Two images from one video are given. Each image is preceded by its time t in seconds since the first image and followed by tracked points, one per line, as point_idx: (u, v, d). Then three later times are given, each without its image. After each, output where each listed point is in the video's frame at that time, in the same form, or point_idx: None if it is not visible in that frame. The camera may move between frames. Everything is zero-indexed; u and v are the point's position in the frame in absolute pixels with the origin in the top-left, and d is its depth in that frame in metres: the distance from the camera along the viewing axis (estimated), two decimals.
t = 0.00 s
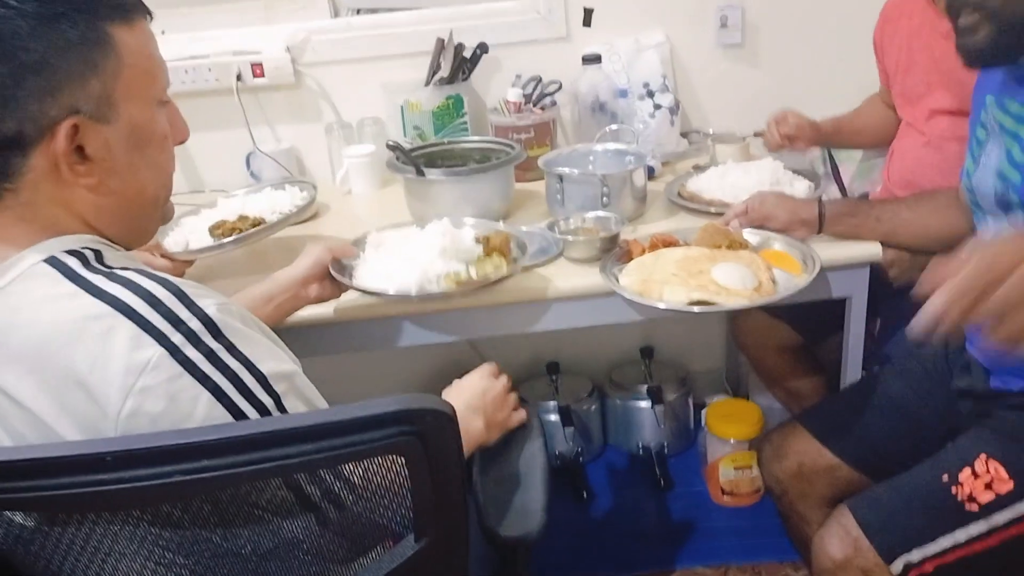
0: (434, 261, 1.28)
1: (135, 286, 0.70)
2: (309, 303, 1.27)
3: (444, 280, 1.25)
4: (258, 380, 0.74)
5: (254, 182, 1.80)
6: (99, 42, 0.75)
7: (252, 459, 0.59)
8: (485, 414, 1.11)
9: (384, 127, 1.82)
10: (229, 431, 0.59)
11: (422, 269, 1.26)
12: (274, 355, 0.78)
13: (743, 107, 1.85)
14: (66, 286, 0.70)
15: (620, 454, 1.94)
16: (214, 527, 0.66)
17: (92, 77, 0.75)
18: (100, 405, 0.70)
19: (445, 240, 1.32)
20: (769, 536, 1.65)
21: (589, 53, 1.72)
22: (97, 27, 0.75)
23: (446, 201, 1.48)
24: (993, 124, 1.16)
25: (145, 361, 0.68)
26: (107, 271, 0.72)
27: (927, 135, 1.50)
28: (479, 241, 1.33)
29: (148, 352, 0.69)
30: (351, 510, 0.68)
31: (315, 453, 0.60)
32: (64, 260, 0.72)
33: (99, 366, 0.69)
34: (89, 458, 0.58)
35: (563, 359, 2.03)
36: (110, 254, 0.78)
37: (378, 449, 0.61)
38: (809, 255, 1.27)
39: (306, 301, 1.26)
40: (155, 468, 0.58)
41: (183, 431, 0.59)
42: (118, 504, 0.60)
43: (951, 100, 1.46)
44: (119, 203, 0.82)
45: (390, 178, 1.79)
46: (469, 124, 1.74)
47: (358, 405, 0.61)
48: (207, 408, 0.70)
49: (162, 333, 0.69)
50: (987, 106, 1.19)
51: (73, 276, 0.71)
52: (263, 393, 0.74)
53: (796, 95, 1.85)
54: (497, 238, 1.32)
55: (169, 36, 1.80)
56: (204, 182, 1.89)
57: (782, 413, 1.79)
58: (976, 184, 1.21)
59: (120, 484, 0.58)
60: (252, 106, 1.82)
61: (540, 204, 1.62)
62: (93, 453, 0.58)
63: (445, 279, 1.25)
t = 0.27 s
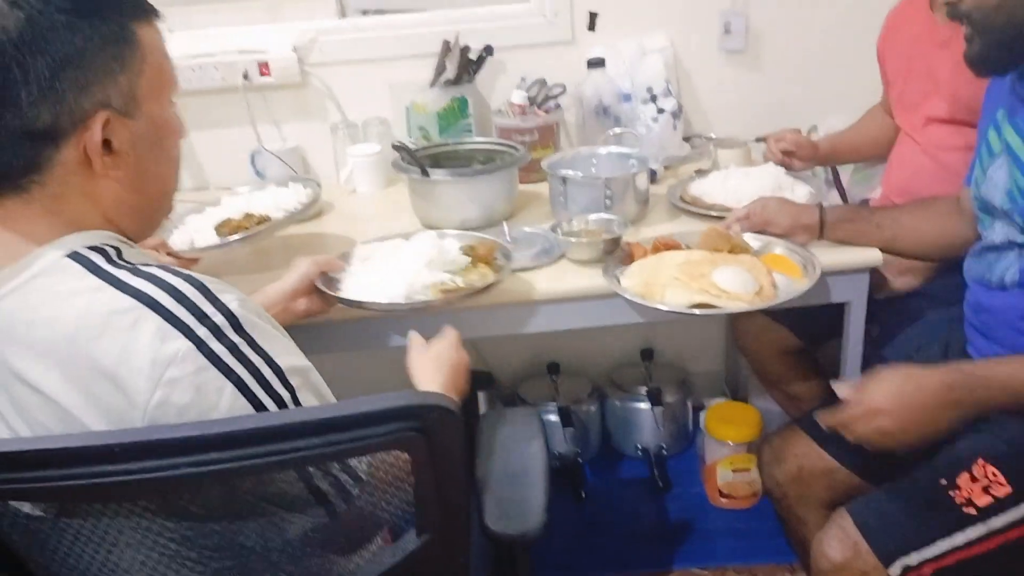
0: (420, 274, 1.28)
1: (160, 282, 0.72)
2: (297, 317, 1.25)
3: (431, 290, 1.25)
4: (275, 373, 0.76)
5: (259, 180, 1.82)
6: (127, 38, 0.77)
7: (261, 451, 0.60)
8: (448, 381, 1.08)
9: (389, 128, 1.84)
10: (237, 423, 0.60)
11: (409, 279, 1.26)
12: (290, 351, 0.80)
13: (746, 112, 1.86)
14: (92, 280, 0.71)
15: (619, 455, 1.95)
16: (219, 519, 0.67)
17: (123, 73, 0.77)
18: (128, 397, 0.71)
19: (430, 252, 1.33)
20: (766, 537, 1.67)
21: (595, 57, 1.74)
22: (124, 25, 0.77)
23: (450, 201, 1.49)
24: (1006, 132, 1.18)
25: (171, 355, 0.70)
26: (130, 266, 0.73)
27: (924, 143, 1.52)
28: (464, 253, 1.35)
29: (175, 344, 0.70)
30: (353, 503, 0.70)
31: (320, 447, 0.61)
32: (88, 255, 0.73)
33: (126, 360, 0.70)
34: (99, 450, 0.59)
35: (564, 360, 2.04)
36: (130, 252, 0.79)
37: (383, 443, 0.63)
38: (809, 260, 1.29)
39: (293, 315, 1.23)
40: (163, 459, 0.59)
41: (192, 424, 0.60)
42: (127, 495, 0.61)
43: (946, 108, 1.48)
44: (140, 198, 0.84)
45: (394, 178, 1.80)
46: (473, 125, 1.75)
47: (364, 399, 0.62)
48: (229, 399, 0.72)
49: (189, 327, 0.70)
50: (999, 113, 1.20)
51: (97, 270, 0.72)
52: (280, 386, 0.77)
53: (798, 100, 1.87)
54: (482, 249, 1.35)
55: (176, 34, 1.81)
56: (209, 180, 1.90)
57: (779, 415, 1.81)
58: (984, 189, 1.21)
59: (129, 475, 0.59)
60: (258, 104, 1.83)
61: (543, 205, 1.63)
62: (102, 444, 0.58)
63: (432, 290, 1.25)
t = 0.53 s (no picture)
0: (373, 260, 1.26)
1: (126, 269, 0.70)
2: (244, 304, 1.24)
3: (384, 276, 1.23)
4: (246, 353, 0.77)
5: (242, 170, 1.80)
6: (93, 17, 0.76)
7: (226, 437, 0.59)
8: (388, 329, 1.12)
9: (375, 118, 1.81)
10: (201, 409, 0.59)
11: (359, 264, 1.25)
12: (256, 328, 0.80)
13: (733, 109, 1.86)
14: (55, 269, 0.69)
15: (601, 451, 1.95)
16: (181, 508, 0.66)
17: (90, 49, 0.75)
18: (99, 386, 0.69)
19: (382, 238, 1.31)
20: (747, 534, 1.66)
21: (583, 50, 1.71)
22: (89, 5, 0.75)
23: (435, 193, 1.48)
24: (995, 127, 1.18)
25: (143, 342, 0.69)
26: (93, 254, 0.71)
27: (909, 140, 1.52)
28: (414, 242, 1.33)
29: (145, 331, 0.69)
30: (320, 493, 0.69)
31: (286, 433, 0.60)
32: (49, 245, 0.71)
33: (95, 348, 0.68)
34: (58, 435, 0.57)
35: (548, 356, 2.03)
36: (91, 240, 0.76)
37: (351, 430, 0.62)
38: (791, 255, 1.28)
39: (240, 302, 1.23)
40: (124, 445, 0.58)
41: (155, 409, 0.59)
42: (88, 481, 0.59)
43: (928, 105, 1.48)
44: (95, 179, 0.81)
45: (379, 170, 1.78)
46: (459, 117, 1.74)
47: (332, 385, 0.61)
48: (206, 380, 0.73)
49: (158, 312, 0.70)
50: (991, 107, 1.21)
51: (59, 259, 0.69)
52: (249, 363, 0.77)
53: (786, 98, 1.86)
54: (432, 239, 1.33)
55: (160, 21, 1.79)
56: (191, 169, 1.88)
57: (762, 411, 1.82)
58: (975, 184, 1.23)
59: (90, 462, 0.58)
60: (242, 93, 1.81)
61: (528, 199, 1.62)
62: (62, 429, 0.57)
63: (384, 276, 1.23)
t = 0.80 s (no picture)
0: (337, 239, 1.23)
1: (73, 255, 0.67)
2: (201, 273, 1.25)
3: (348, 256, 1.21)
4: (205, 333, 0.75)
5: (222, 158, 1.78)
6: None
7: (193, 421, 0.58)
8: (342, 306, 1.09)
9: (356, 107, 1.80)
10: (167, 392, 0.57)
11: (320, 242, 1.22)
12: (210, 305, 0.78)
13: (716, 100, 1.86)
14: None
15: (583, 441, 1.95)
16: (151, 494, 0.65)
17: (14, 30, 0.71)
18: (54, 376, 0.67)
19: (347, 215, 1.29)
20: (727, 525, 1.67)
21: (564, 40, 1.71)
22: None
23: (415, 182, 1.47)
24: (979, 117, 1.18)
25: (97, 327, 0.66)
26: (37, 241, 0.67)
27: (887, 132, 1.52)
28: (378, 219, 1.31)
29: (99, 317, 0.66)
30: (290, 481, 0.67)
31: (255, 417, 0.59)
32: None
33: (47, 337, 0.65)
34: (20, 420, 0.56)
35: (529, 348, 2.03)
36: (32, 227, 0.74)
37: (322, 414, 0.61)
38: (770, 245, 1.29)
39: (197, 271, 1.23)
40: (89, 430, 0.57)
41: (120, 392, 0.58)
42: (53, 466, 0.58)
43: (905, 95, 1.49)
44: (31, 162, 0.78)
45: (360, 159, 1.77)
46: (441, 107, 1.73)
47: (301, 368, 0.60)
48: (167, 360, 0.71)
49: (111, 297, 0.67)
50: (976, 98, 1.22)
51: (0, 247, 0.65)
52: (209, 342, 0.75)
53: (768, 90, 1.87)
54: (397, 217, 1.30)
55: (138, 7, 1.77)
56: (170, 158, 1.86)
57: (743, 402, 1.82)
58: (958, 175, 1.23)
59: (54, 446, 0.57)
60: (221, 81, 1.79)
61: (510, 188, 1.62)
62: (24, 413, 0.56)
63: (347, 257, 1.20)
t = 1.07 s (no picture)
0: (306, 212, 1.27)
1: (28, 253, 0.64)
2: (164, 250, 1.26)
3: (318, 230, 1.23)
4: (168, 323, 0.73)
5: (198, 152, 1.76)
6: None
7: (168, 418, 0.58)
8: (306, 281, 1.09)
9: (333, 100, 1.79)
10: (141, 388, 0.57)
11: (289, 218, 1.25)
12: (170, 295, 0.76)
13: (693, 95, 1.87)
14: None
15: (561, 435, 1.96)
16: (125, 492, 0.64)
17: None
18: (16, 375, 0.65)
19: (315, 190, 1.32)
20: (704, 517, 1.69)
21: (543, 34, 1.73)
22: None
23: (394, 175, 1.47)
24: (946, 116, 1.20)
25: (58, 326, 0.65)
26: None
27: (860, 127, 1.54)
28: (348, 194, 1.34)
29: (60, 315, 0.65)
30: (267, 478, 0.67)
31: (231, 412, 0.59)
32: None
33: (7, 337, 0.63)
34: None
35: (508, 341, 2.03)
36: None
37: (298, 409, 0.61)
38: (746, 238, 1.30)
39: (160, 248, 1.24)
40: (61, 428, 0.56)
41: (92, 390, 0.57)
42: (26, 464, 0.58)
43: (877, 91, 1.51)
44: None
45: (338, 153, 1.76)
46: (419, 100, 1.72)
47: (276, 363, 0.60)
48: (132, 355, 0.69)
49: (71, 294, 0.65)
50: (945, 95, 1.23)
51: None
52: (174, 333, 0.74)
53: (745, 85, 1.88)
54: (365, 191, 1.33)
55: None
56: (146, 151, 1.84)
57: (720, 394, 1.84)
58: (927, 171, 1.25)
59: (26, 444, 0.56)
60: (198, 73, 1.78)
61: (488, 182, 1.62)
62: None
63: (317, 231, 1.23)
